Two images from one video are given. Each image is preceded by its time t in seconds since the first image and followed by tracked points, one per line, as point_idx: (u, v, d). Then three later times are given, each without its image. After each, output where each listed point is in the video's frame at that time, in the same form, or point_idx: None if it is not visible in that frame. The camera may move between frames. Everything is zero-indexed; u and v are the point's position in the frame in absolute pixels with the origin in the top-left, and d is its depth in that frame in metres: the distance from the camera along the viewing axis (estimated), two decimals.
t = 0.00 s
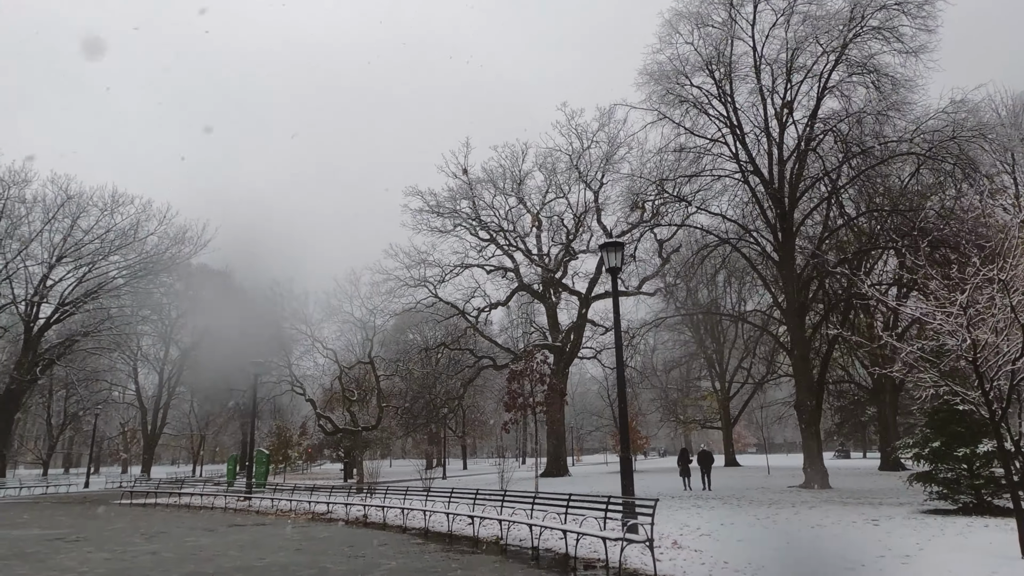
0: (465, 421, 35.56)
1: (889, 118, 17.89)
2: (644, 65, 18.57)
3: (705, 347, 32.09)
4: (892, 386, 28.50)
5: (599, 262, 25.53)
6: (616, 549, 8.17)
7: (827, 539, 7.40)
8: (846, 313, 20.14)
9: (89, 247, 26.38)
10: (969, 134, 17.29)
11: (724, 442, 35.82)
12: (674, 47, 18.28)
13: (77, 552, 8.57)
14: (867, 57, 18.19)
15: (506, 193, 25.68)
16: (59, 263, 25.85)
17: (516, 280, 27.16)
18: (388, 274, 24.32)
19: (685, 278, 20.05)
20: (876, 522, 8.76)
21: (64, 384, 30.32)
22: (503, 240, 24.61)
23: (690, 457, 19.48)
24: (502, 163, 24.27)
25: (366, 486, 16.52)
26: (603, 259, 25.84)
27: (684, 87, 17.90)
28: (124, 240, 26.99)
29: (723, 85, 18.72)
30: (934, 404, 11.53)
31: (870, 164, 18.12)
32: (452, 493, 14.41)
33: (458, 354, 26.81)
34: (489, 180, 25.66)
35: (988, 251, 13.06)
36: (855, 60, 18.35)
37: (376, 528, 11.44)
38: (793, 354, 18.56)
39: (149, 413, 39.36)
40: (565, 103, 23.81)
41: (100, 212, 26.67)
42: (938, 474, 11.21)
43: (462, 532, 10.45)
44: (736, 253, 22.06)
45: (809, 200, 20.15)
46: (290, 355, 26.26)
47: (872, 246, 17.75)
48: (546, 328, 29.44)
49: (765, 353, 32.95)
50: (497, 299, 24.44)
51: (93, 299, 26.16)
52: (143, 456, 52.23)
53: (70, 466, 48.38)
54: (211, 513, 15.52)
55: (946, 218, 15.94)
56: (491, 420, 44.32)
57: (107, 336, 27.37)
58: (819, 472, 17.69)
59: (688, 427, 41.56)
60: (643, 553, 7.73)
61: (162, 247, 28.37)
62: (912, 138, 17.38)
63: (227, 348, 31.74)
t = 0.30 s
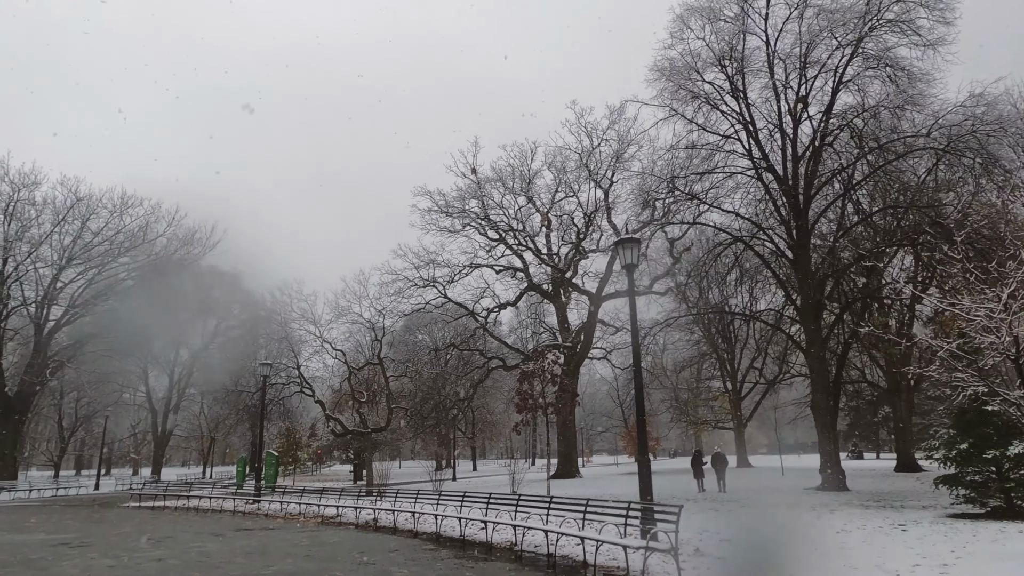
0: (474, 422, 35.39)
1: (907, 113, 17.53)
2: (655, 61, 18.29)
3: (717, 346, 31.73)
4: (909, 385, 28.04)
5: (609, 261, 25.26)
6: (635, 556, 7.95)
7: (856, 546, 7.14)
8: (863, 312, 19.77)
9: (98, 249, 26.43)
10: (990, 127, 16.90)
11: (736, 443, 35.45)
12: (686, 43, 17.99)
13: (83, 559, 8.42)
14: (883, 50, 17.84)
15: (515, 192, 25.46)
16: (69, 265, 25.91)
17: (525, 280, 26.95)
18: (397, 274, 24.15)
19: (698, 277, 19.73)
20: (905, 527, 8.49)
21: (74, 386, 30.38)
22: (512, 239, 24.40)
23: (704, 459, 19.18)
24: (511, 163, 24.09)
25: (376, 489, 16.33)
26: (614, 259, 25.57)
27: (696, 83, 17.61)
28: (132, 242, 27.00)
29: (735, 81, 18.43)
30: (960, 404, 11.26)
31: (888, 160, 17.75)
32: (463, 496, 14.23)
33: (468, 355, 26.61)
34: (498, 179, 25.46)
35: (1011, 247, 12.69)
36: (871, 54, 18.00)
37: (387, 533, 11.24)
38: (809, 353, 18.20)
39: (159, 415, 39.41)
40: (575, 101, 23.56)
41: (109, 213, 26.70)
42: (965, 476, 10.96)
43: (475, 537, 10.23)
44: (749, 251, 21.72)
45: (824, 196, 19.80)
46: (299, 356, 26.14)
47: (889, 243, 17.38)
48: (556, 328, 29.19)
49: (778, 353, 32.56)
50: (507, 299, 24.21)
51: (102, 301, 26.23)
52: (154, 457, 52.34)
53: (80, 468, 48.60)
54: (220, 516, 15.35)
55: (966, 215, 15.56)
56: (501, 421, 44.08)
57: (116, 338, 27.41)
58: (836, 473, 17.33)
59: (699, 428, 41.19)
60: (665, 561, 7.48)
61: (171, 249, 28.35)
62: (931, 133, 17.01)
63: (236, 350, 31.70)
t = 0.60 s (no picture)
0: (488, 422, 35.25)
1: (928, 105, 17.16)
2: (671, 55, 18.05)
3: (733, 345, 31.37)
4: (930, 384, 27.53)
5: (623, 259, 25.03)
6: (659, 558, 7.73)
7: (891, 548, 6.88)
8: (884, 310, 19.38)
9: (113, 249, 26.59)
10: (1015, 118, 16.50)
11: (752, 443, 35.03)
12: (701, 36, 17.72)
13: (96, 559, 8.33)
14: (904, 42, 17.49)
15: (528, 190, 25.29)
16: (84, 266, 26.08)
17: (539, 279, 26.78)
18: (409, 274, 24.06)
19: (714, 274, 19.43)
20: (939, 529, 8.21)
21: (90, 387, 30.58)
22: (525, 238, 24.24)
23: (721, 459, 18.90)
24: (524, 161, 23.92)
25: (390, 489, 16.20)
26: (628, 257, 25.33)
27: (712, 77, 17.32)
28: (147, 243, 27.17)
29: (752, 75, 18.13)
30: (991, 402, 10.93)
31: (910, 153, 17.37)
32: (479, 496, 14.07)
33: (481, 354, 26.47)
34: (511, 177, 25.31)
35: None
36: (891, 45, 17.66)
37: (402, 533, 11.10)
38: (828, 351, 17.85)
39: (174, 416, 39.60)
40: (588, 97, 23.35)
41: (123, 215, 26.85)
42: (998, 476, 10.63)
43: (492, 537, 10.07)
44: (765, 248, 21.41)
45: (843, 191, 19.44)
46: (313, 356, 26.12)
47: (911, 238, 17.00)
48: (569, 327, 28.98)
49: (795, 351, 32.14)
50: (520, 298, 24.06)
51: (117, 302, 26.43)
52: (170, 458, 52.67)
53: (96, 469, 48.96)
54: (233, 516, 15.28)
55: (991, 209, 15.14)
56: (514, 421, 43.89)
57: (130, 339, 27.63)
58: (858, 473, 16.98)
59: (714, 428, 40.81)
60: (691, 562, 7.25)
61: (185, 249, 28.45)
62: (954, 125, 16.62)
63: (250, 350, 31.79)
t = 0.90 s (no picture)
0: (503, 421, 35.09)
1: (956, 95, 16.68)
2: (689, 48, 17.71)
3: (752, 343, 30.90)
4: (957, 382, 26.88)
5: (641, 256, 24.70)
6: (691, 564, 7.45)
7: (936, 554, 6.53)
8: (911, 306, 18.88)
9: (131, 250, 26.75)
10: None
11: (771, 442, 34.55)
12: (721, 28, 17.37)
13: (112, 561, 8.22)
14: (930, 30, 17.01)
15: (544, 187, 25.05)
16: (102, 266, 26.27)
17: (555, 276, 26.53)
18: (425, 272, 23.92)
19: (734, 270, 19.05)
20: (983, 532, 7.83)
21: (109, 386, 30.83)
22: (541, 235, 24.01)
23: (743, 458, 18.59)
24: (540, 158, 23.69)
25: (408, 489, 16.06)
26: (645, 254, 25.04)
27: (735, 68, 16.90)
28: (164, 243, 27.30)
29: (773, 67, 17.76)
30: None
31: (938, 144, 16.87)
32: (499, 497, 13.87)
33: (497, 353, 26.29)
34: (526, 174, 25.09)
35: None
36: (917, 34, 17.19)
37: (422, 535, 10.93)
38: (854, 349, 17.40)
39: (192, 415, 39.87)
40: (604, 92, 23.06)
41: (141, 215, 27.01)
42: None
43: (515, 540, 9.85)
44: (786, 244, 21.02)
45: (867, 185, 18.97)
46: (329, 355, 26.09)
47: (940, 232, 16.48)
48: (586, 325, 28.71)
49: (815, 349, 31.63)
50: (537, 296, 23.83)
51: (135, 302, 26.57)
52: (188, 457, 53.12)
53: (116, 468, 49.48)
54: (251, 516, 15.21)
55: None
56: (530, 420, 43.67)
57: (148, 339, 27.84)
58: (886, 473, 16.54)
59: (732, 427, 40.34)
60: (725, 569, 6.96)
61: (202, 249, 28.53)
62: (984, 114, 16.11)
63: (267, 349, 31.88)
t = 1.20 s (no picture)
0: (517, 421, 34.90)
1: (982, 85, 16.25)
2: (706, 42, 17.42)
3: (769, 342, 30.47)
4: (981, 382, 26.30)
5: (656, 255, 24.40)
6: (720, 566, 7.20)
7: (979, 556, 6.25)
8: (936, 303, 18.44)
9: (145, 251, 26.84)
10: None
11: (789, 443, 34.07)
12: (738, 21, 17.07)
13: (125, 562, 8.10)
14: (954, 20, 16.59)
15: (557, 185, 24.83)
16: (117, 268, 26.39)
17: (569, 275, 26.30)
18: (438, 271, 23.77)
19: (752, 267, 18.69)
20: None
21: (125, 388, 31.01)
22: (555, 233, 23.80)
23: (763, 459, 18.25)
24: (553, 155, 23.46)
25: (424, 489, 15.89)
26: (660, 252, 24.75)
27: (753, 60, 16.59)
28: (178, 244, 27.39)
29: (791, 60, 17.42)
30: None
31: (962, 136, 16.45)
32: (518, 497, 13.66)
33: (511, 352, 26.10)
34: (540, 173, 24.89)
35: None
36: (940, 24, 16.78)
37: (439, 536, 10.75)
38: (877, 347, 16.99)
39: (207, 416, 40.05)
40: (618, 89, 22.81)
41: (155, 217, 27.11)
42: None
43: (536, 541, 9.64)
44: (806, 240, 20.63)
45: (889, 179, 18.55)
46: (342, 355, 26.02)
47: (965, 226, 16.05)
48: (600, 325, 28.44)
49: (833, 348, 31.15)
50: (551, 295, 23.62)
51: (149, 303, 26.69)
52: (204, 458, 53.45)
53: (132, 468, 49.87)
54: (266, 517, 15.13)
55: None
56: (544, 421, 43.43)
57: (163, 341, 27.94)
58: (912, 473, 16.14)
59: (748, 427, 39.85)
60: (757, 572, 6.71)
61: (215, 250, 28.56)
62: (1011, 105, 15.68)
63: (281, 350, 31.92)
